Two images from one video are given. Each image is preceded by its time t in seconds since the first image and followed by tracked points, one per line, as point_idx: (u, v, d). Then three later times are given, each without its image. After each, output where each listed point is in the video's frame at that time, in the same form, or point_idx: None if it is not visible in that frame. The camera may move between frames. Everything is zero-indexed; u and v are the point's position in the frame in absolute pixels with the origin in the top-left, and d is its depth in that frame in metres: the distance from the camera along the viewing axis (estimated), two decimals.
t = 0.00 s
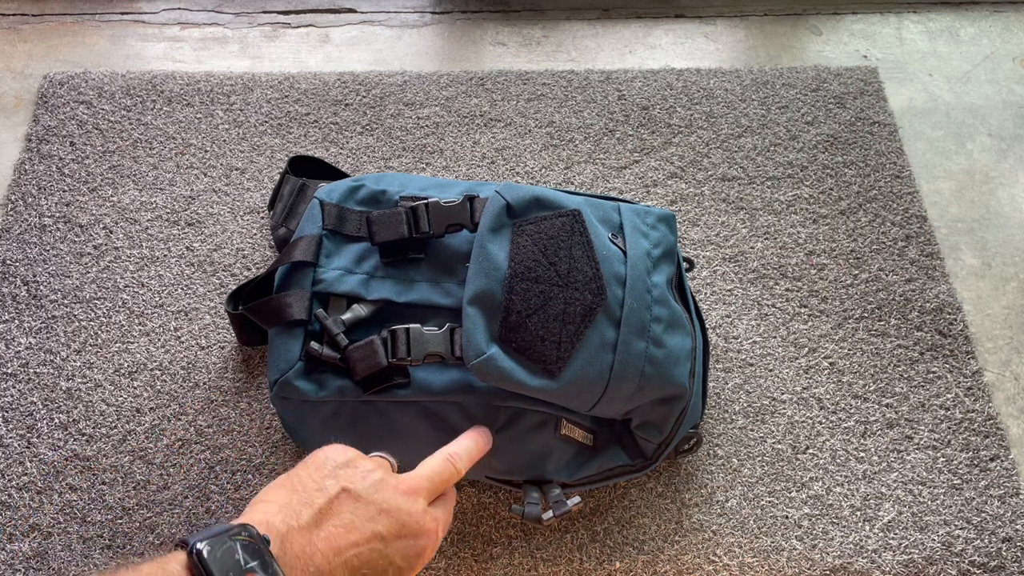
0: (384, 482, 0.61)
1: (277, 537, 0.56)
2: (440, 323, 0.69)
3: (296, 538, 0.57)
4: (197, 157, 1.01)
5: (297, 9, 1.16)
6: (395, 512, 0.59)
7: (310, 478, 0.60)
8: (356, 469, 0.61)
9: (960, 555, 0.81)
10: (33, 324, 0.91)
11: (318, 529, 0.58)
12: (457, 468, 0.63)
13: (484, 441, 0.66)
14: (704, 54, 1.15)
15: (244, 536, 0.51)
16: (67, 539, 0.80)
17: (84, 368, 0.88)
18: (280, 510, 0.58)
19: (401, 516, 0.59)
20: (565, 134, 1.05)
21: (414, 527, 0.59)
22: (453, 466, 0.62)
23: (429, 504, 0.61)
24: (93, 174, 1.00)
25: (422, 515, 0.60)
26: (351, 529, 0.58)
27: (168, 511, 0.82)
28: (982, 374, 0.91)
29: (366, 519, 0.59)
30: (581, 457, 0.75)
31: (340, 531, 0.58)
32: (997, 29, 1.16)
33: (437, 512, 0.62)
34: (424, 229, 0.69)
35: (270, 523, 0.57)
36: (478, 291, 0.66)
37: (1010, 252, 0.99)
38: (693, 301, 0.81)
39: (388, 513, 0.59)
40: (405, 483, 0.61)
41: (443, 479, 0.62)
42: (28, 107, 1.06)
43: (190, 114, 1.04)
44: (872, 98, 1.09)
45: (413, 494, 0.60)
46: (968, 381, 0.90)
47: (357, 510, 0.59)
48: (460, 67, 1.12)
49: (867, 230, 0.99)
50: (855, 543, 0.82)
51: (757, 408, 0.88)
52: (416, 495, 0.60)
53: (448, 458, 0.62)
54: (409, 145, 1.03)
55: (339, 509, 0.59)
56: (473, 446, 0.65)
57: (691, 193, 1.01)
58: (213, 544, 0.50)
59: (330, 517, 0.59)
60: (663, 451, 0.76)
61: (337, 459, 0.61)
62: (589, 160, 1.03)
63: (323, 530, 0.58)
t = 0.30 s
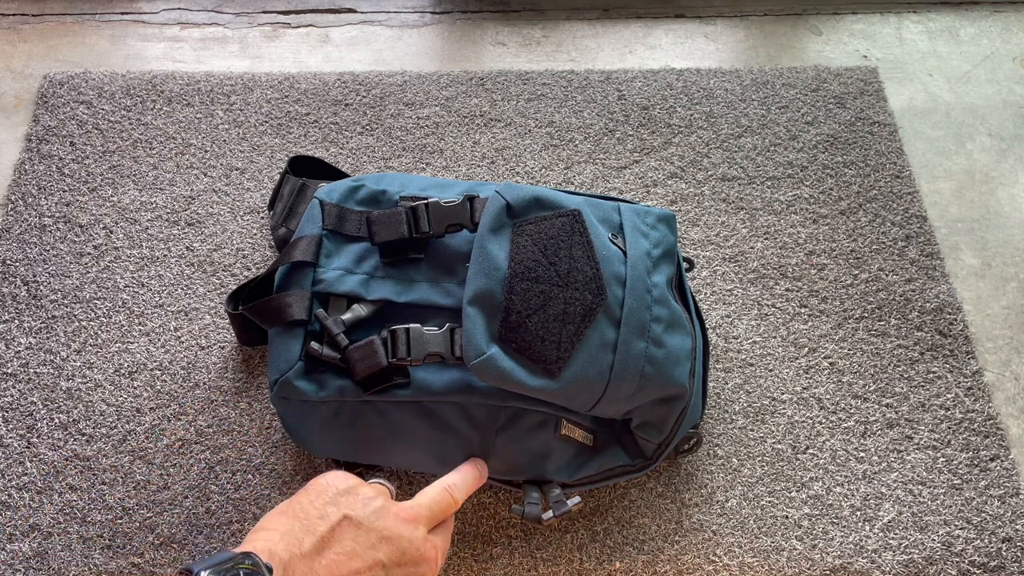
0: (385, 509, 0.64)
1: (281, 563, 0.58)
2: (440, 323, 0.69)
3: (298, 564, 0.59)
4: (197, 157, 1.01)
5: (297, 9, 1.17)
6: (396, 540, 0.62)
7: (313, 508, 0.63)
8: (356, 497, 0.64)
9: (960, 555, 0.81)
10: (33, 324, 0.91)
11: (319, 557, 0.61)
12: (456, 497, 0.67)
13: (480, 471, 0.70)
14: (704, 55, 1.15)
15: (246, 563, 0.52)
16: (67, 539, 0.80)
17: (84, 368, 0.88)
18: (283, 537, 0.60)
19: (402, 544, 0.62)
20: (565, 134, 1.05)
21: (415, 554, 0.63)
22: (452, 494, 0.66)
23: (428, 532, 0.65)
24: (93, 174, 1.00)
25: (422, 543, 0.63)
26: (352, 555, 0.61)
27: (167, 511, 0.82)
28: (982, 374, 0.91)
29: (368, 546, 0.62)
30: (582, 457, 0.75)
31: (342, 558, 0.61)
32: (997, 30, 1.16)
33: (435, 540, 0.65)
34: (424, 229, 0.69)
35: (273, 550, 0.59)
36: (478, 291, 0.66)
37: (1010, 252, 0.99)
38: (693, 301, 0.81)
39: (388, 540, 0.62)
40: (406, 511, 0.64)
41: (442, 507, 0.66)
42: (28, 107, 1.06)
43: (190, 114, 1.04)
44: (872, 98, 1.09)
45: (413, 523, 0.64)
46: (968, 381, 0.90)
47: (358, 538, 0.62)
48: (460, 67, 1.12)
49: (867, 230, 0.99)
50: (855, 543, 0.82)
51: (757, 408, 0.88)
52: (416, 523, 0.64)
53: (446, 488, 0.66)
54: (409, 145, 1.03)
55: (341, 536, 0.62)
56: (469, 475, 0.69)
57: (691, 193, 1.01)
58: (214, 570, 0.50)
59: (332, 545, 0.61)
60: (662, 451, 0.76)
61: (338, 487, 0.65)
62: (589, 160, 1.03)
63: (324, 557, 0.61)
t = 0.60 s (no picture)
0: (391, 504, 0.64)
1: (290, 557, 0.57)
2: (440, 323, 0.69)
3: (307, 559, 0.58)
4: (196, 157, 1.01)
5: (297, 9, 1.16)
6: (403, 533, 0.63)
7: (318, 503, 0.63)
8: (361, 492, 0.64)
9: (960, 555, 0.81)
10: (33, 324, 0.91)
11: (327, 551, 0.60)
12: (459, 493, 0.68)
13: (483, 470, 0.71)
14: (704, 55, 1.15)
15: (253, 559, 0.52)
16: (67, 539, 0.80)
17: (84, 368, 0.88)
18: (291, 532, 0.60)
19: (409, 538, 0.63)
20: (565, 134, 1.05)
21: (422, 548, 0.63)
22: (456, 490, 0.67)
23: (434, 527, 0.66)
24: (93, 174, 1.00)
25: (429, 537, 0.64)
26: (360, 550, 0.61)
27: (167, 511, 0.82)
28: (982, 374, 0.91)
29: (375, 540, 0.62)
30: (581, 457, 0.75)
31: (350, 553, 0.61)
32: (997, 29, 1.16)
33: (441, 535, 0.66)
34: (424, 229, 0.69)
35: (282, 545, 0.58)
36: (478, 292, 0.66)
37: (1010, 252, 0.99)
38: (693, 301, 0.81)
39: (395, 534, 0.62)
40: (411, 506, 0.65)
41: (446, 503, 0.66)
42: (28, 107, 1.06)
43: (190, 114, 1.04)
44: (872, 98, 1.09)
45: (419, 518, 0.64)
46: (968, 381, 0.90)
47: (365, 532, 0.62)
48: (460, 67, 1.12)
49: (867, 230, 0.99)
50: (855, 543, 0.82)
51: (758, 408, 0.88)
52: (422, 518, 0.64)
53: (450, 484, 0.67)
54: (409, 145, 1.03)
55: (347, 531, 0.62)
56: (473, 473, 0.70)
57: (691, 193, 1.01)
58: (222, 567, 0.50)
59: (339, 539, 0.61)
60: (662, 451, 0.76)
61: (343, 483, 0.65)
62: (589, 160, 1.03)
63: (333, 552, 0.60)
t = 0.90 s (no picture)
0: (403, 507, 0.64)
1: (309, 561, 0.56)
2: (440, 323, 0.69)
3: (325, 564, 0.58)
4: (196, 157, 1.01)
5: (297, 9, 1.16)
6: (416, 536, 0.63)
7: (332, 508, 0.62)
8: (373, 495, 0.64)
9: (960, 555, 0.81)
10: (33, 324, 0.91)
11: (343, 556, 0.59)
12: (466, 496, 0.68)
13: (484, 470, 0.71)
14: (704, 55, 1.15)
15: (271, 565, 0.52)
16: (67, 539, 0.80)
17: (84, 368, 0.88)
18: (307, 537, 0.59)
19: (423, 541, 0.63)
20: (565, 134, 1.05)
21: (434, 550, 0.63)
22: (461, 493, 0.68)
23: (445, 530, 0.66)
24: (93, 174, 1.00)
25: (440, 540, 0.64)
26: (376, 553, 0.60)
27: (167, 511, 0.82)
28: (982, 374, 0.91)
29: (390, 544, 0.62)
30: (581, 457, 0.75)
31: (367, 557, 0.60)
32: (997, 29, 1.16)
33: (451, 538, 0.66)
34: (424, 230, 0.69)
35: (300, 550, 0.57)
36: (478, 292, 0.66)
37: (1010, 252, 0.99)
38: (693, 301, 0.80)
39: (409, 537, 0.62)
40: (422, 509, 0.65)
41: (454, 506, 0.67)
42: (28, 107, 1.06)
43: (190, 114, 1.04)
44: (872, 98, 1.09)
45: (430, 521, 0.65)
46: (968, 381, 0.90)
47: (379, 536, 0.62)
48: (460, 67, 1.12)
49: (867, 230, 0.99)
50: (855, 543, 0.82)
51: (758, 408, 0.88)
52: (433, 520, 0.65)
53: (455, 486, 0.68)
54: (409, 145, 1.03)
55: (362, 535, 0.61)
56: (476, 474, 0.70)
57: (691, 193, 1.01)
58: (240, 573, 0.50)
59: (355, 543, 0.60)
60: (663, 451, 0.76)
61: (354, 487, 0.64)
62: (589, 160, 1.03)
63: (349, 557, 0.59)
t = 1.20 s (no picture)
0: (399, 505, 0.64)
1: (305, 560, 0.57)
2: (440, 323, 0.69)
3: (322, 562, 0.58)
4: (196, 157, 1.01)
5: (297, 9, 1.16)
6: (413, 533, 0.63)
7: (327, 508, 0.63)
8: (370, 495, 0.65)
9: (960, 555, 0.81)
10: (33, 324, 0.91)
11: (340, 554, 0.60)
12: (465, 492, 0.69)
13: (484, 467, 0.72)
14: (704, 55, 1.15)
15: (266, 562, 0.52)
16: (67, 539, 0.80)
17: (84, 368, 0.88)
18: (303, 537, 0.59)
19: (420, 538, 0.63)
20: (565, 134, 1.05)
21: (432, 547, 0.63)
22: (462, 489, 0.69)
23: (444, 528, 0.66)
24: (92, 174, 1.00)
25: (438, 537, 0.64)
26: (373, 550, 0.61)
27: (167, 511, 0.82)
28: (982, 374, 0.91)
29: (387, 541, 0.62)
30: (581, 457, 0.75)
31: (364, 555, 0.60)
32: (997, 29, 1.16)
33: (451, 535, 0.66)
34: (424, 230, 0.69)
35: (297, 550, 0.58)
36: (478, 292, 0.66)
37: (1010, 252, 0.99)
38: (693, 300, 0.80)
39: (405, 534, 0.63)
40: (419, 507, 0.65)
41: (452, 502, 0.67)
42: (28, 106, 1.06)
43: (190, 114, 1.04)
44: (872, 98, 1.09)
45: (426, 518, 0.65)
46: (968, 381, 0.90)
47: (375, 534, 0.62)
48: (460, 67, 1.12)
49: (867, 230, 0.99)
50: (855, 543, 0.82)
51: (757, 408, 0.88)
52: (429, 517, 0.65)
53: (456, 483, 0.68)
54: (409, 145, 1.03)
55: (358, 533, 0.62)
56: (476, 472, 0.70)
57: (691, 193, 1.01)
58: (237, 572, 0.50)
59: (351, 541, 0.61)
60: (662, 451, 0.76)
61: (351, 488, 0.65)
62: (589, 160, 1.03)
63: (346, 554, 0.60)
